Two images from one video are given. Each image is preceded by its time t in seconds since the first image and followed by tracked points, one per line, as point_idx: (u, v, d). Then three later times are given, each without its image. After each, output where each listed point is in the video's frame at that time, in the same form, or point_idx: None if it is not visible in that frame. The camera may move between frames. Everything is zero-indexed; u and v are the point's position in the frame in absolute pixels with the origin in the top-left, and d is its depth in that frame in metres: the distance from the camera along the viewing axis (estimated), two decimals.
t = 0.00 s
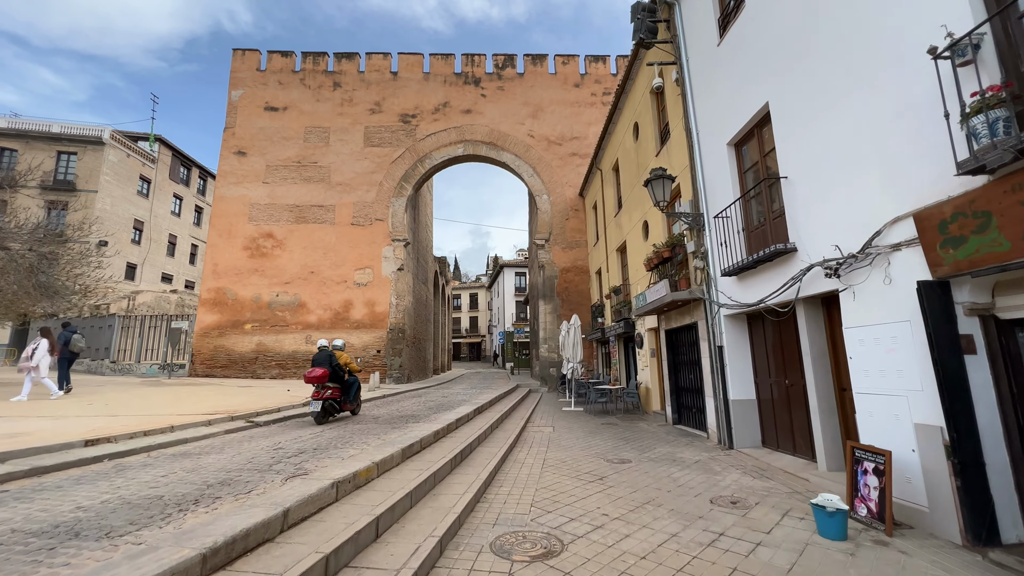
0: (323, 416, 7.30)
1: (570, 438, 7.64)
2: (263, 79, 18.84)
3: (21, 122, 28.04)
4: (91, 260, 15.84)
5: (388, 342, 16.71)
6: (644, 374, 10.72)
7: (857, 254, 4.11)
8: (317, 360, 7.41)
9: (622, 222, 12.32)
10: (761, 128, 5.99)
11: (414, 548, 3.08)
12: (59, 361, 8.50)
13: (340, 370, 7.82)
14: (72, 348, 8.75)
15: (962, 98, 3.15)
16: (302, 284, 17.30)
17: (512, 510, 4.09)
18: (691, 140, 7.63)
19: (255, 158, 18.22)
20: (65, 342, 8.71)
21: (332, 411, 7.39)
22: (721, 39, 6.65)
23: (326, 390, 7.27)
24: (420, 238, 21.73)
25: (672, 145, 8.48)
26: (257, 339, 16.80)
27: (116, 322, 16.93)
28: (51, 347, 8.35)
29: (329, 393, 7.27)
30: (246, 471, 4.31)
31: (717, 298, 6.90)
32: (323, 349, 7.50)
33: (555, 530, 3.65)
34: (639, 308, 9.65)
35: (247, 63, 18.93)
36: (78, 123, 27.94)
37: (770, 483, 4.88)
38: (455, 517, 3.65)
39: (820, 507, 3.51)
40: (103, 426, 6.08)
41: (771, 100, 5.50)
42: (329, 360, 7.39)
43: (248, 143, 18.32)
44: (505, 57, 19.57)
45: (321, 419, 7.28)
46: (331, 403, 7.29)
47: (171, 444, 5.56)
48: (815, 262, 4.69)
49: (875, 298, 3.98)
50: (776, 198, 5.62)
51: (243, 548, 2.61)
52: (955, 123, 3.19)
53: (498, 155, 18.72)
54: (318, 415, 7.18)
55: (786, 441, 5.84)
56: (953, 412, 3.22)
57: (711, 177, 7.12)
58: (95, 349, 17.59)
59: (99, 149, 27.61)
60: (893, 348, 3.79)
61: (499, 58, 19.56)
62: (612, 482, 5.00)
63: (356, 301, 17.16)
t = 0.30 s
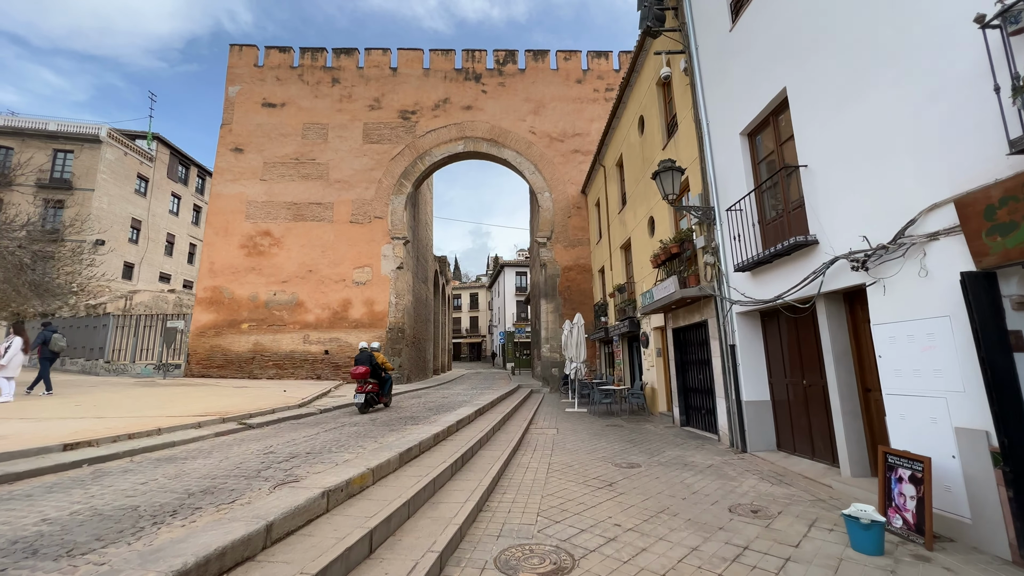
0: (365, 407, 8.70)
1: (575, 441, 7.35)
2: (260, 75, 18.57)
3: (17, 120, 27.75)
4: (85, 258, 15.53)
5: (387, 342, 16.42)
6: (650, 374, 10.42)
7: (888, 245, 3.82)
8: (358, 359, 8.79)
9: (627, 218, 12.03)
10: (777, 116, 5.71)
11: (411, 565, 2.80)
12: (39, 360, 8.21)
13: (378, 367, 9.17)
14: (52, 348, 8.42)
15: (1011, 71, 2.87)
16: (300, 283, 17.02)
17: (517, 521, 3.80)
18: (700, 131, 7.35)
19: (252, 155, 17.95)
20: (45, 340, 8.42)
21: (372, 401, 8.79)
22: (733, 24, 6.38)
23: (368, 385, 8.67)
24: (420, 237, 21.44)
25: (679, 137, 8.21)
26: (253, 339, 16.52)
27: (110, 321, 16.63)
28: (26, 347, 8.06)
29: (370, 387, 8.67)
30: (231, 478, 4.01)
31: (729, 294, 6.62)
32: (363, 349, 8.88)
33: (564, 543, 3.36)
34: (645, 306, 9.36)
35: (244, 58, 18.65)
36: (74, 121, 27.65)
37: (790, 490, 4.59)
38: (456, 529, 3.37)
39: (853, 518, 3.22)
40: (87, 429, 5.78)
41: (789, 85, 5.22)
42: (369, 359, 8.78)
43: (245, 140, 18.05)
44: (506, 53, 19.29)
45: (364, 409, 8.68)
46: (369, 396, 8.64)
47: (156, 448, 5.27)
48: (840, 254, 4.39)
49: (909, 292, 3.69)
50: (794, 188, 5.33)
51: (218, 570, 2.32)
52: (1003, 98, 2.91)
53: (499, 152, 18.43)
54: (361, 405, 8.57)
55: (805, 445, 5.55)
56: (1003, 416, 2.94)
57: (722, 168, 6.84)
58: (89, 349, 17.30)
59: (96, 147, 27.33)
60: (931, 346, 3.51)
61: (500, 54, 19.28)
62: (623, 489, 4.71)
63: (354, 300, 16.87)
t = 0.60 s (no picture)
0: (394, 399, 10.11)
1: (579, 446, 7.04)
2: (257, 70, 18.26)
3: (12, 117, 27.45)
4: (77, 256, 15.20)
5: (385, 342, 16.12)
6: (655, 375, 10.11)
7: (923, 237, 3.52)
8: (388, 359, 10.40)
9: (631, 215, 11.73)
10: (794, 103, 5.41)
11: None
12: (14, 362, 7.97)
13: (404, 366, 10.84)
14: (28, 348, 8.14)
15: None
16: (296, 282, 16.73)
17: (521, 537, 3.51)
18: (710, 122, 7.05)
19: (248, 152, 17.64)
20: (21, 341, 8.14)
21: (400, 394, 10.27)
22: (746, 10, 6.09)
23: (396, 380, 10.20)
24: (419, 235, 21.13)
25: (687, 129, 7.91)
26: (249, 339, 16.22)
27: (102, 321, 16.29)
28: None
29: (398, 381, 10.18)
30: (211, 491, 3.71)
31: (742, 292, 6.32)
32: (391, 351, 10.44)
33: (572, 564, 3.05)
34: (651, 305, 9.05)
35: (240, 54, 18.35)
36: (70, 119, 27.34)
37: (814, 501, 4.28)
38: (455, 549, 3.07)
39: (893, 538, 2.92)
40: (66, 434, 5.48)
41: (807, 71, 4.93)
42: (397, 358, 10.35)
43: (241, 136, 17.75)
44: (507, 48, 18.98)
45: (394, 401, 10.16)
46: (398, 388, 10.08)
47: (136, 456, 4.95)
48: (868, 247, 4.08)
49: (948, 289, 3.39)
50: (813, 179, 5.02)
51: None
52: None
53: (499, 148, 18.12)
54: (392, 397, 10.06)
55: (824, 451, 5.25)
56: None
57: (733, 160, 6.54)
58: (83, 349, 17.00)
59: (92, 145, 27.03)
60: (974, 347, 3.22)
61: (500, 50, 18.97)
62: (634, 500, 4.40)
63: (352, 299, 16.56)
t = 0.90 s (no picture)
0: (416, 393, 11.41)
1: (586, 449, 6.77)
2: (255, 66, 18.00)
3: (8, 115, 27.18)
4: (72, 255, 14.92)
5: (385, 341, 15.85)
6: (662, 375, 9.84)
7: (966, 226, 3.24)
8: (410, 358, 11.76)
9: (636, 212, 11.45)
10: (814, 89, 5.13)
11: None
12: None
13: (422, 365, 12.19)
14: (9, 346, 7.90)
15: None
16: (294, 281, 16.46)
17: (529, 552, 3.24)
18: (721, 112, 6.77)
19: (245, 148, 17.37)
20: (2, 339, 7.89)
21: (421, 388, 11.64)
22: None
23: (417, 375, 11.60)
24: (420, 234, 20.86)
25: (696, 120, 7.63)
26: (246, 339, 15.95)
27: (97, 321, 16.00)
28: None
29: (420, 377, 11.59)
30: (193, 500, 3.43)
31: (756, 288, 6.05)
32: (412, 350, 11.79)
33: None
34: (658, 303, 8.76)
35: (238, 49, 18.08)
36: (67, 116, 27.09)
37: (841, 510, 4.00)
38: (458, 566, 2.79)
39: (942, 555, 2.65)
40: (47, 438, 5.21)
41: (830, 53, 4.64)
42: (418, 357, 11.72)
43: (238, 133, 17.49)
44: (508, 44, 18.71)
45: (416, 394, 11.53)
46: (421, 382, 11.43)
47: (121, 461, 4.67)
48: (901, 238, 3.79)
49: (995, 281, 3.11)
50: (835, 168, 4.75)
51: None
52: None
53: (500, 145, 17.84)
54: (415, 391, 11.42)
55: (847, 456, 4.97)
56: None
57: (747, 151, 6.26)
58: (77, 349, 16.73)
59: (90, 143, 26.77)
60: None
61: (502, 45, 18.70)
62: (648, 509, 4.12)
63: (351, 298, 16.29)
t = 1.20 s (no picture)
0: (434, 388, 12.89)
1: (594, 454, 6.49)
2: (253, 61, 17.73)
3: (4, 112, 26.88)
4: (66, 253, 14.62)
5: (385, 341, 15.59)
6: (669, 377, 9.56)
7: (1019, 217, 2.96)
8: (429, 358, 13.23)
9: (642, 208, 11.17)
10: (839, 75, 4.84)
11: None
12: None
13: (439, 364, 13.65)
14: None
15: None
16: (293, 279, 16.19)
17: (541, 572, 2.97)
18: (736, 103, 6.48)
19: (243, 145, 17.11)
20: None
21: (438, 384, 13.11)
22: None
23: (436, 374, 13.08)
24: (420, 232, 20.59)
25: (708, 111, 7.35)
26: (244, 339, 15.68)
27: (92, 320, 15.73)
28: None
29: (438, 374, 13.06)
30: (176, 515, 3.15)
31: (773, 286, 5.76)
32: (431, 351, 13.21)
33: None
34: (667, 302, 8.48)
35: (236, 44, 17.81)
36: (65, 114, 26.81)
37: (875, 524, 3.71)
38: None
39: None
40: (29, 442, 4.93)
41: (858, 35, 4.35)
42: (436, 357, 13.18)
43: (236, 129, 17.22)
44: (510, 39, 18.43)
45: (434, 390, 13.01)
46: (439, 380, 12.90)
47: (104, 470, 4.39)
48: (941, 231, 3.52)
49: None
50: (861, 158, 4.48)
51: None
52: None
53: (502, 142, 17.57)
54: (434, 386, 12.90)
55: (874, 464, 4.69)
56: None
57: (763, 142, 5.98)
58: (73, 349, 16.47)
59: (87, 141, 26.49)
60: None
61: (504, 40, 18.42)
62: (667, 521, 3.85)
63: (351, 297, 16.02)
